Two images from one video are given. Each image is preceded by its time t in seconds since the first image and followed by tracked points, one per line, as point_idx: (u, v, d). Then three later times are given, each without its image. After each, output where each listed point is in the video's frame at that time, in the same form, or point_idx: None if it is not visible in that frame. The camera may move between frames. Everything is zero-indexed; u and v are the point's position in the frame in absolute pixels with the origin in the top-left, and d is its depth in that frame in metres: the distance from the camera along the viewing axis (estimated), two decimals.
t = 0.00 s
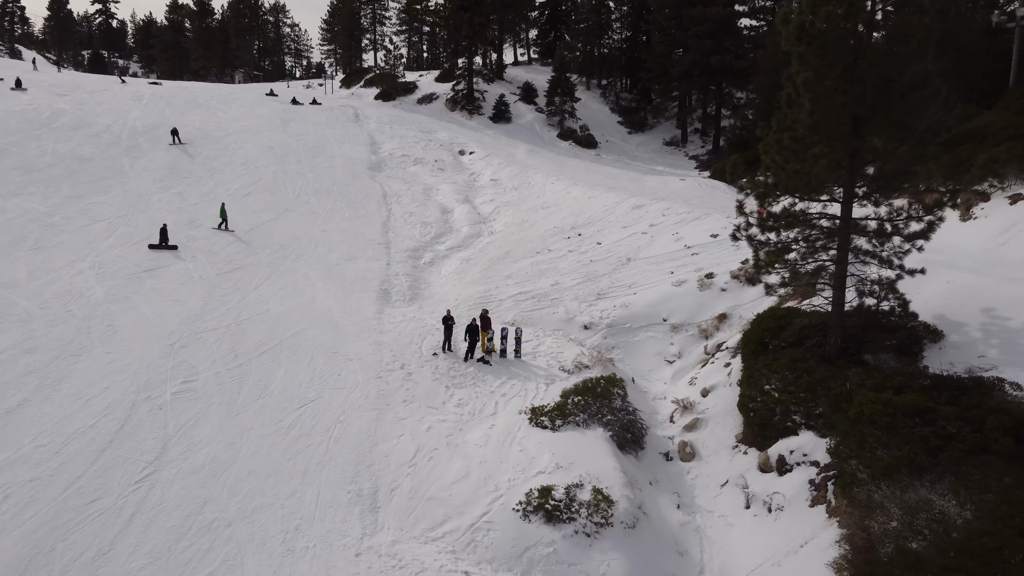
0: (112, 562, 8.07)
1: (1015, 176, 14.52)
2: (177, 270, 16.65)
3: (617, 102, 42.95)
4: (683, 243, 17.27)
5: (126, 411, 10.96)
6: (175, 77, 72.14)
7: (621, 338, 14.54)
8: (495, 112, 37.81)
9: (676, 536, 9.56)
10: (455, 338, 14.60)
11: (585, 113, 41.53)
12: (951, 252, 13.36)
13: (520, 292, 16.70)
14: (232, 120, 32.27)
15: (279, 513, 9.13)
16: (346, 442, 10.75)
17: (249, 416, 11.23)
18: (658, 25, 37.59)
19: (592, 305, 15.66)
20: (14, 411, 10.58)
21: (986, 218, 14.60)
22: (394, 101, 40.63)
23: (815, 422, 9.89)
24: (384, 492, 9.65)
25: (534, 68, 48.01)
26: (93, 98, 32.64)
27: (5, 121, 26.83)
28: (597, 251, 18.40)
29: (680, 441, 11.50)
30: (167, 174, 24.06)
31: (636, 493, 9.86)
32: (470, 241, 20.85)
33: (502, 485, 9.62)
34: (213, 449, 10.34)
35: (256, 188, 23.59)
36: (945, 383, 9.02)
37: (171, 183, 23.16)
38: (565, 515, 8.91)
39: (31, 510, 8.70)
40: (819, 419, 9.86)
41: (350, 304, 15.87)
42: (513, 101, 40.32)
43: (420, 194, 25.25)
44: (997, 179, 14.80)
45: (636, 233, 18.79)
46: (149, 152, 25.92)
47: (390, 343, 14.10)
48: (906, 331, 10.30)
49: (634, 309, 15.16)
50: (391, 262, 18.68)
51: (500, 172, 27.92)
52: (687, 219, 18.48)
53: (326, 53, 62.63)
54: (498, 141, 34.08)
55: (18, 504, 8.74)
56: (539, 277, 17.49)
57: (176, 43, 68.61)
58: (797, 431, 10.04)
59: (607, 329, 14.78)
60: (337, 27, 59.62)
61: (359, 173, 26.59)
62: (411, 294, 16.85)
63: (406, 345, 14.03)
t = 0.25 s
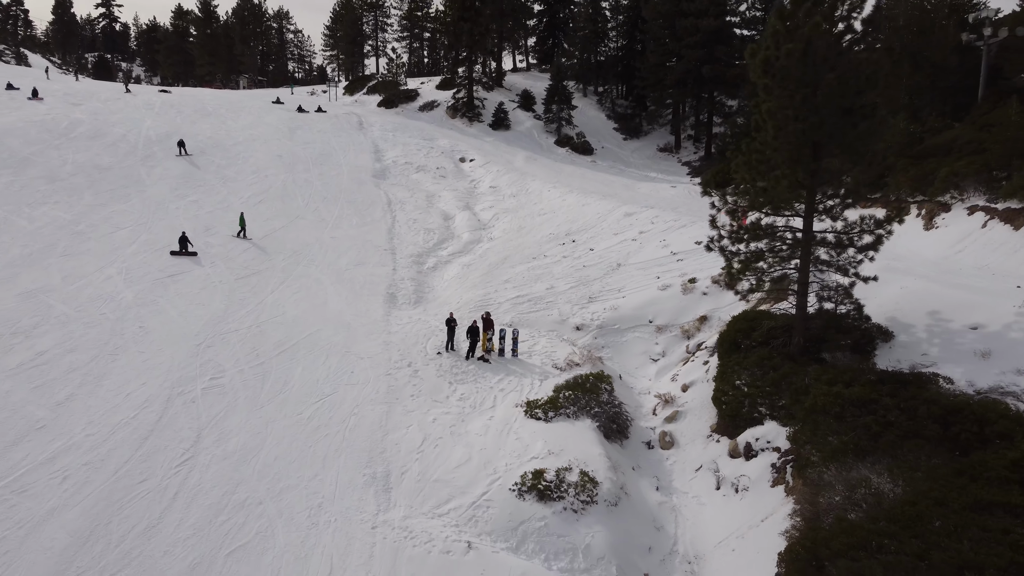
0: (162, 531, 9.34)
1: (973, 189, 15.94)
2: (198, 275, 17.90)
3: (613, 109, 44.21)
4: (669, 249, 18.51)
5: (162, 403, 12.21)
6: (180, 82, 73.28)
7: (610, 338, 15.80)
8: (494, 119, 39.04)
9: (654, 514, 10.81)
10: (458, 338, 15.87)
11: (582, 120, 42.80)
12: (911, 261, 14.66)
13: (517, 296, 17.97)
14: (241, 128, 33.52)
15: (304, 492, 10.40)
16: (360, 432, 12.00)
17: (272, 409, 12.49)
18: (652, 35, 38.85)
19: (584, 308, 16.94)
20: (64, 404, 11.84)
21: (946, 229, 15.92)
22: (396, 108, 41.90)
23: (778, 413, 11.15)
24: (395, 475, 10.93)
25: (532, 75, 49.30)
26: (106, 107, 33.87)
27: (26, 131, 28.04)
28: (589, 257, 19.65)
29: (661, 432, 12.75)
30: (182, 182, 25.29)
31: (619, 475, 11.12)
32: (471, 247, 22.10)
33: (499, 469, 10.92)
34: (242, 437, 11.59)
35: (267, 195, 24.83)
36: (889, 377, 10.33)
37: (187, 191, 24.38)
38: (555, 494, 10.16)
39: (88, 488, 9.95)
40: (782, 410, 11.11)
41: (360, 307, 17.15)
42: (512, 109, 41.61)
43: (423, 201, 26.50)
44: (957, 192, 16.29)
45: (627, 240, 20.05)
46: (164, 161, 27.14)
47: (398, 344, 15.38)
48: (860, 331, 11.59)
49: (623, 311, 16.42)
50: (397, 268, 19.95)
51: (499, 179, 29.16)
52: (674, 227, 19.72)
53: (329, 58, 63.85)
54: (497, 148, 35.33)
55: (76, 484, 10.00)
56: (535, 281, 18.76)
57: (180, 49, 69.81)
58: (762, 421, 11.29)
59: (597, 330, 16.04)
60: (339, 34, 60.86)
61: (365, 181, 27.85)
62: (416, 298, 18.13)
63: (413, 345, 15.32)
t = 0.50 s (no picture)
0: (201, 508, 10.64)
1: (935, 201, 17.32)
2: (218, 279, 19.20)
3: (609, 116, 45.55)
4: (657, 255, 19.82)
5: (193, 397, 13.51)
6: (184, 86, 74.65)
7: (600, 338, 17.12)
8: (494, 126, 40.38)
9: (636, 494, 12.13)
10: (460, 338, 17.20)
11: (579, 126, 44.15)
12: (875, 267, 16.03)
13: (515, 298, 19.29)
14: (250, 136, 34.85)
15: (324, 475, 11.71)
16: (371, 423, 13.31)
17: (292, 402, 13.80)
18: (646, 45, 40.20)
19: (577, 310, 18.28)
20: (105, 397, 13.14)
21: (911, 237, 17.29)
22: (399, 115, 43.24)
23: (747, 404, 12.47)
24: (405, 460, 12.24)
25: (531, 82, 50.66)
26: (120, 115, 35.16)
27: (46, 141, 29.32)
28: (583, 261, 20.98)
29: (644, 423, 14.07)
30: (196, 189, 26.60)
31: (604, 460, 12.43)
32: (471, 252, 23.44)
33: (497, 455, 12.25)
34: (266, 427, 12.90)
35: (277, 202, 26.13)
36: (843, 372, 11.67)
37: (202, 198, 25.68)
38: (546, 476, 11.48)
39: (134, 471, 11.25)
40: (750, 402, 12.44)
41: (369, 309, 18.47)
42: (511, 116, 42.95)
43: (426, 208, 27.82)
44: (922, 203, 17.69)
45: (618, 245, 21.37)
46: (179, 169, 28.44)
47: (405, 343, 16.71)
48: (822, 331, 12.94)
49: (612, 313, 17.74)
50: (402, 272, 21.28)
51: (498, 186, 30.49)
52: (663, 233, 21.03)
53: (331, 63, 65.17)
54: (496, 155, 36.65)
55: (123, 467, 11.29)
56: (532, 285, 20.09)
57: (185, 54, 71.11)
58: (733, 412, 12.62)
59: (589, 330, 17.36)
60: (342, 40, 62.16)
61: (370, 188, 29.19)
62: (421, 301, 19.46)
63: (419, 345, 16.66)
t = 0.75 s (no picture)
0: (233, 489, 12.01)
1: (902, 211, 18.72)
2: (235, 283, 20.57)
3: (605, 122, 46.97)
4: (646, 259, 21.18)
5: (220, 392, 14.88)
6: (189, 90, 76.00)
7: (592, 338, 18.49)
8: (493, 133, 41.77)
9: (620, 478, 13.49)
10: (462, 338, 18.60)
11: (576, 133, 45.57)
12: (844, 273, 17.44)
13: (513, 301, 20.69)
14: (259, 144, 36.20)
15: (340, 461, 13.08)
16: (382, 416, 14.68)
17: (309, 396, 15.16)
18: (641, 55, 41.57)
19: (571, 311, 19.69)
20: (140, 392, 14.49)
21: (878, 244, 18.69)
22: (401, 122, 44.62)
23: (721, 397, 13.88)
24: (412, 448, 13.61)
25: (529, 90, 52.06)
26: (133, 124, 36.50)
27: (65, 149, 30.67)
28: (576, 266, 22.37)
29: (629, 415, 15.43)
30: (210, 196, 27.95)
31: (592, 447, 13.79)
32: (472, 257, 24.84)
33: (496, 443, 13.65)
34: (287, 419, 14.26)
35: (287, 209, 27.50)
36: (805, 368, 13.06)
37: (215, 205, 27.03)
38: (540, 461, 12.83)
39: (171, 457, 12.62)
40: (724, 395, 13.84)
41: (377, 311, 19.88)
42: (510, 123, 44.34)
43: (428, 214, 29.20)
44: (890, 212, 19.08)
45: (610, 250, 22.75)
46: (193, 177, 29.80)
47: (412, 343, 18.13)
48: (789, 332, 14.35)
49: (603, 314, 19.12)
50: (407, 276, 22.66)
51: (498, 192, 31.88)
52: (652, 239, 22.40)
53: (334, 69, 66.49)
54: (496, 161, 38.01)
55: (162, 453, 12.66)
56: (529, 288, 21.49)
57: (190, 59, 72.45)
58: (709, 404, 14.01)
59: (581, 330, 18.73)
60: (344, 46, 63.51)
61: (375, 195, 30.58)
62: (425, 303, 20.88)
63: (424, 345, 18.06)
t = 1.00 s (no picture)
0: (259, 473, 13.44)
1: (872, 220, 20.15)
2: (250, 287, 21.98)
3: (601, 129, 48.41)
4: (635, 264, 22.60)
5: (242, 387, 16.31)
6: (194, 95, 77.49)
7: (584, 338, 19.91)
8: (492, 140, 43.22)
9: (607, 465, 14.91)
10: (463, 339, 20.04)
11: (572, 139, 47.03)
12: (817, 278, 18.88)
13: (511, 303, 22.14)
14: (266, 151, 37.61)
15: (354, 449, 14.50)
16: (391, 409, 16.11)
17: (323, 391, 16.58)
18: (635, 65, 42.99)
19: (564, 314, 21.13)
20: (170, 387, 15.92)
21: (850, 251, 20.12)
22: (403, 129, 46.07)
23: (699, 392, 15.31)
24: (419, 438, 15.03)
25: (528, 96, 53.52)
26: (145, 132, 37.93)
27: (82, 158, 32.05)
28: (570, 270, 23.81)
29: (617, 408, 16.85)
30: (222, 203, 29.37)
31: (582, 437, 15.22)
32: (472, 262, 26.28)
33: (495, 434, 15.08)
34: (304, 412, 15.69)
35: (296, 216, 28.94)
36: (774, 365, 14.47)
37: (228, 212, 28.42)
38: (534, 448, 14.25)
39: (202, 445, 14.04)
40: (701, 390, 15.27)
41: (384, 313, 21.31)
42: (508, 130, 45.80)
43: (430, 220, 30.61)
44: (862, 221, 20.51)
45: (602, 255, 24.19)
46: (205, 184, 31.20)
47: (417, 343, 19.57)
48: (761, 333, 15.77)
49: (595, 316, 20.57)
50: (411, 280, 24.09)
51: (496, 198, 33.30)
52: (641, 245, 23.83)
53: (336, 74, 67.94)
54: (494, 167, 39.44)
55: (193, 442, 14.08)
56: (526, 291, 22.93)
57: (195, 65, 73.91)
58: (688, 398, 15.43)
59: (574, 331, 20.16)
60: (347, 53, 64.91)
61: (379, 201, 32.01)
62: (428, 306, 22.32)
63: (428, 344, 19.50)
